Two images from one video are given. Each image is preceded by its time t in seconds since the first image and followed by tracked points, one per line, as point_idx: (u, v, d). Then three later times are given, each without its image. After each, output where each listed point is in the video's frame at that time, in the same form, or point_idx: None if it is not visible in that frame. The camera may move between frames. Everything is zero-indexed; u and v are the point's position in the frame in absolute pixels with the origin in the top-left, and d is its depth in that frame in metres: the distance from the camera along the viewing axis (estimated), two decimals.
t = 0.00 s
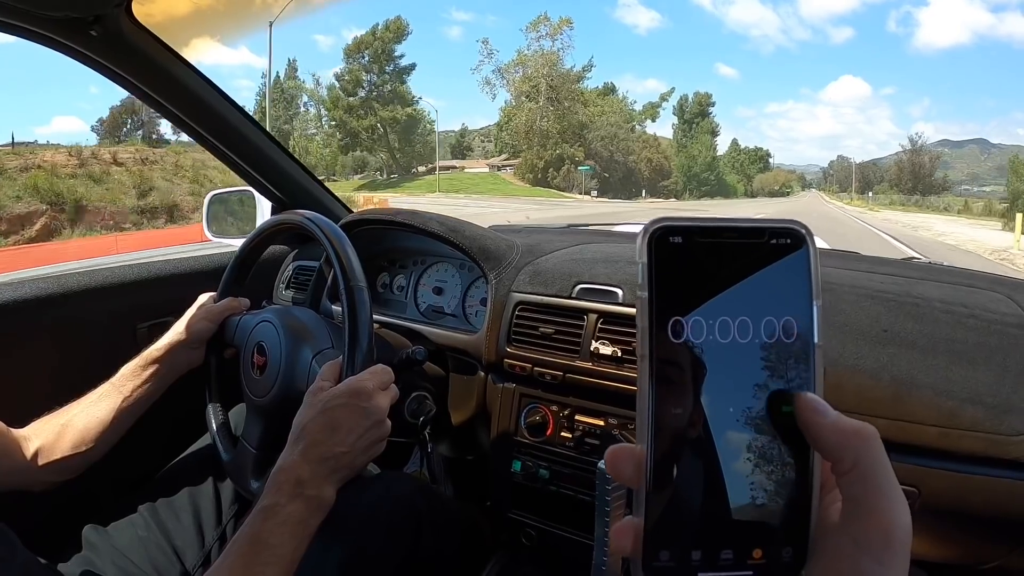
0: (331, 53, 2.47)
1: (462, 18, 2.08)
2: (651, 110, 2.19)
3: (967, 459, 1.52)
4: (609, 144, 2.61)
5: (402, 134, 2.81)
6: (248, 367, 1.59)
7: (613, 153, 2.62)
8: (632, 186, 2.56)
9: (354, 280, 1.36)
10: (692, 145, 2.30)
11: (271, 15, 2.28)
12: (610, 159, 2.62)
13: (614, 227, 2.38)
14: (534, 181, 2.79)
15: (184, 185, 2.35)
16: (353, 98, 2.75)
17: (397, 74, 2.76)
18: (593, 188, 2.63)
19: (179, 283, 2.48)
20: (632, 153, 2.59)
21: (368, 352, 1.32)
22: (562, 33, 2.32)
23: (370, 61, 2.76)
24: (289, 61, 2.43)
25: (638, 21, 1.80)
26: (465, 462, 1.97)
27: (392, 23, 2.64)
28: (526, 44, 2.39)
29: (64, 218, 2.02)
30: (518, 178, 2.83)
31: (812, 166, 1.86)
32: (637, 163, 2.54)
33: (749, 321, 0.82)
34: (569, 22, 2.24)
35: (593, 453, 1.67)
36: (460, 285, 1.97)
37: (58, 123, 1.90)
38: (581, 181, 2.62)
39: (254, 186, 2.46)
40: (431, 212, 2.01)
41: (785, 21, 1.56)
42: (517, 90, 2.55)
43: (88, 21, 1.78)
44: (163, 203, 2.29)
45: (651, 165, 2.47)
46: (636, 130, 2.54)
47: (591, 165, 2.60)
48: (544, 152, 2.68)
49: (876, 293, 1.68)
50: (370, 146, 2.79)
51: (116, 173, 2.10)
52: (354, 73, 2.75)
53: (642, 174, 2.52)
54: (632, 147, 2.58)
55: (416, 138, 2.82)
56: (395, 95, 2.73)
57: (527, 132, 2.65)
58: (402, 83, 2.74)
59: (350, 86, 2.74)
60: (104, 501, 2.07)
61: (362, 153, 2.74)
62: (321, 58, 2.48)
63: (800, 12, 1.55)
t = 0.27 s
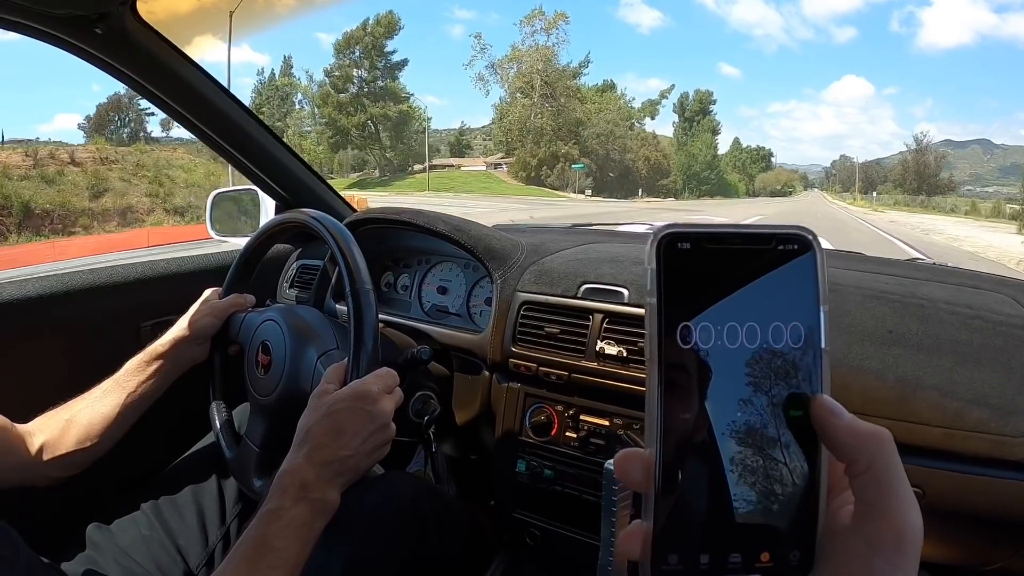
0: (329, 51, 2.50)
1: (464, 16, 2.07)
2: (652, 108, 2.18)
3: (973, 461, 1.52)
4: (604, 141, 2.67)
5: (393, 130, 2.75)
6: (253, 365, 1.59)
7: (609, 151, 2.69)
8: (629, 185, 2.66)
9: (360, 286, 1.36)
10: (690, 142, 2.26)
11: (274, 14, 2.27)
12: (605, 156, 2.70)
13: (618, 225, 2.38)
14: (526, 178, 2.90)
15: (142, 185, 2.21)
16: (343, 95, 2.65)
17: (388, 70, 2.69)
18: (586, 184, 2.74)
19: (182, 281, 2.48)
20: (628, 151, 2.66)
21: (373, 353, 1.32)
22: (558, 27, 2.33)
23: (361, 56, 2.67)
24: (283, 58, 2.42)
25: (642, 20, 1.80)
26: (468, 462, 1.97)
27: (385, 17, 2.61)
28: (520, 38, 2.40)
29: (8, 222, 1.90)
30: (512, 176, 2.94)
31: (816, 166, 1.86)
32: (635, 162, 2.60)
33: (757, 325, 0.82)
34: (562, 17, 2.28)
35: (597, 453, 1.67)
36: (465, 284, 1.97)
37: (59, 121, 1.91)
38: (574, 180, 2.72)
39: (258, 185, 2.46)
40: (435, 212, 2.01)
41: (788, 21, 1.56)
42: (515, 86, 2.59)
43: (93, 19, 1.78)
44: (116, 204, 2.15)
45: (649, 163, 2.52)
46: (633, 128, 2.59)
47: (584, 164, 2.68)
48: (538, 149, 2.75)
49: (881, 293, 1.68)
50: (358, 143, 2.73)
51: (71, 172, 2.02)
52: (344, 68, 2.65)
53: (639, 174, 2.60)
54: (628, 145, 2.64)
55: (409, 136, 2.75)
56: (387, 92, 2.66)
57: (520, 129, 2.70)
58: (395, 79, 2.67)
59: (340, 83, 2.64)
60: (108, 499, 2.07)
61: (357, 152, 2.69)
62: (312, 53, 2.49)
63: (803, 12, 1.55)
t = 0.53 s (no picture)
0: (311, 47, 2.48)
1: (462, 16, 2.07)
2: (646, 108, 2.19)
3: (970, 463, 1.52)
4: (594, 141, 2.79)
5: (380, 130, 2.78)
6: (249, 368, 1.59)
7: (599, 151, 2.81)
8: (621, 186, 2.76)
9: (358, 289, 1.35)
10: (689, 142, 2.28)
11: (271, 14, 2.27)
12: (596, 156, 2.81)
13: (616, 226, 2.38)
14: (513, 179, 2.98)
15: (91, 189, 2.05)
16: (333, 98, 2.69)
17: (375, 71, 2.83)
18: (574, 187, 2.78)
19: (179, 281, 2.47)
20: (618, 151, 2.81)
21: (369, 355, 1.31)
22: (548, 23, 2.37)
23: (347, 54, 2.80)
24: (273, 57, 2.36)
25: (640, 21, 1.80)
26: (465, 463, 1.97)
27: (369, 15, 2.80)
28: (509, 35, 2.44)
29: None
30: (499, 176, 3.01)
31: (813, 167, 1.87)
32: (626, 162, 2.77)
33: (758, 325, 0.82)
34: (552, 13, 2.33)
35: (595, 455, 1.67)
36: (462, 285, 1.97)
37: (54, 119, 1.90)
38: (564, 181, 2.76)
39: (256, 186, 2.45)
40: (432, 212, 2.00)
41: (785, 23, 1.56)
42: (505, 84, 2.65)
43: (90, 18, 1.77)
44: (60, 209, 2.00)
45: (641, 163, 2.65)
46: (625, 128, 2.76)
47: (572, 164, 2.72)
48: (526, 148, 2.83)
49: (879, 295, 1.67)
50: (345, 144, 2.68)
51: (19, 174, 1.90)
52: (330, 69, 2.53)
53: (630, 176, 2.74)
54: (620, 145, 2.80)
55: (395, 136, 2.78)
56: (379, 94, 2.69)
57: (508, 127, 2.77)
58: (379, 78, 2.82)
59: (324, 81, 2.75)
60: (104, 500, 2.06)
61: (344, 152, 2.63)
62: (299, 51, 2.45)
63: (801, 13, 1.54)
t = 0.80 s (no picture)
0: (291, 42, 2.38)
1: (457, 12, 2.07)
2: (638, 105, 2.19)
3: (964, 462, 1.52)
4: (581, 138, 2.76)
5: (365, 126, 2.57)
6: (243, 365, 1.58)
7: (587, 149, 2.78)
8: (609, 184, 2.69)
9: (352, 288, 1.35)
10: (680, 139, 2.28)
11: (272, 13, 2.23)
12: (584, 154, 2.77)
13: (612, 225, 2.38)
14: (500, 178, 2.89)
15: (35, 190, 1.95)
16: (309, 91, 2.40)
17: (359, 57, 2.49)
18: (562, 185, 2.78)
19: (174, 279, 2.46)
20: (607, 148, 2.75)
21: (362, 352, 1.31)
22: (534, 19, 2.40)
23: (330, 49, 2.45)
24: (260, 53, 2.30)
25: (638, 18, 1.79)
26: (460, 461, 1.97)
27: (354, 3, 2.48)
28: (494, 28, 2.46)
29: None
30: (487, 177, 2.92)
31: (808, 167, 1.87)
32: (616, 159, 2.67)
33: (754, 325, 0.82)
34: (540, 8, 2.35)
35: (589, 454, 1.67)
36: (456, 283, 1.97)
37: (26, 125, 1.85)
38: (550, 180, 2.77)
39: (250, 183, 2.45)
40: (428, 211, 2.00)
41: (781, 21, 1.56)
42: (493, 81, 2.68)
43: (84, 15, 1.77)
44: None
45: (631, 161, 2.59)
46: (616, 126, 2.66)
47: (558, 162, 2.74)
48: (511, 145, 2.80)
49: (874, 295, 1.68)
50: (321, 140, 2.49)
51: None
52: (310, 62, 2.38)
53: (619, 173, 2.66)
54: (608, 142, 2.74)
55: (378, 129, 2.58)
56: (355, 87, 2.46)
57: (493, 125, 2.76)
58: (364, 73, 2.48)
59: (306, 77, 2.38)
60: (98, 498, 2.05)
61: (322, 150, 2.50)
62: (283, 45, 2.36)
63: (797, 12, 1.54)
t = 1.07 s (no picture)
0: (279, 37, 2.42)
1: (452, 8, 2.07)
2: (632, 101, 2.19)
3: (960, 461, 1.52)
4: (571, 136, 2.86)
5: (349, 123, 2.64)
6: (237, 362, 1.58)
7: (576, 146, 2.89)
8: (600, 184, 2.84)
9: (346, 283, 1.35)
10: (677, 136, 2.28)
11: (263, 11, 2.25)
12: (573, 151, 2.89)
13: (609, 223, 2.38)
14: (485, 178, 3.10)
15: None
16: (292, 88, 2.44)
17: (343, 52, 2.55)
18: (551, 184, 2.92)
19: (169, 277, 2.45)
20: (598, 146, 2.87)
21: (357, 349, 1.30)
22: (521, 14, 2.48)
23: (314, 45, 2.50)
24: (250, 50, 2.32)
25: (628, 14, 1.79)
26: (456, 459, 1.96)
27: None
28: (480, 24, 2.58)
29: None
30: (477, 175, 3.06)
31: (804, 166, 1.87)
32: (608, 157, 2.82)
33: (753, 321, 0.81)
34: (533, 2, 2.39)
35: (585, 452, 1.66)
36: (452, 281, 1.96)
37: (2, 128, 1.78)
38: (538, 178, 2.90)
39: (244, 180, 2.44)
40: (424, 208, 1.99)
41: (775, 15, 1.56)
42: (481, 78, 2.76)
43: (78, 11, 1.75)
44: None
45: (623, 159, 2.71)
46: (608, 123, 2.77)
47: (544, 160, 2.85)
48: (498, 144, 2.94)
49: (870, 293, 1.68)
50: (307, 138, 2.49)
51: None
52: (292, 58, 2.43)
53: (611, 170, 2.81)
54: (600, 139, 2.84)
55: (363, 130, 2.69)
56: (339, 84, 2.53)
57: (480, 124, 2.89)
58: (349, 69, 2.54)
59: (288, 74, 2.43)
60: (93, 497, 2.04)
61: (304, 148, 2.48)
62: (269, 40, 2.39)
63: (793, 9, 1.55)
